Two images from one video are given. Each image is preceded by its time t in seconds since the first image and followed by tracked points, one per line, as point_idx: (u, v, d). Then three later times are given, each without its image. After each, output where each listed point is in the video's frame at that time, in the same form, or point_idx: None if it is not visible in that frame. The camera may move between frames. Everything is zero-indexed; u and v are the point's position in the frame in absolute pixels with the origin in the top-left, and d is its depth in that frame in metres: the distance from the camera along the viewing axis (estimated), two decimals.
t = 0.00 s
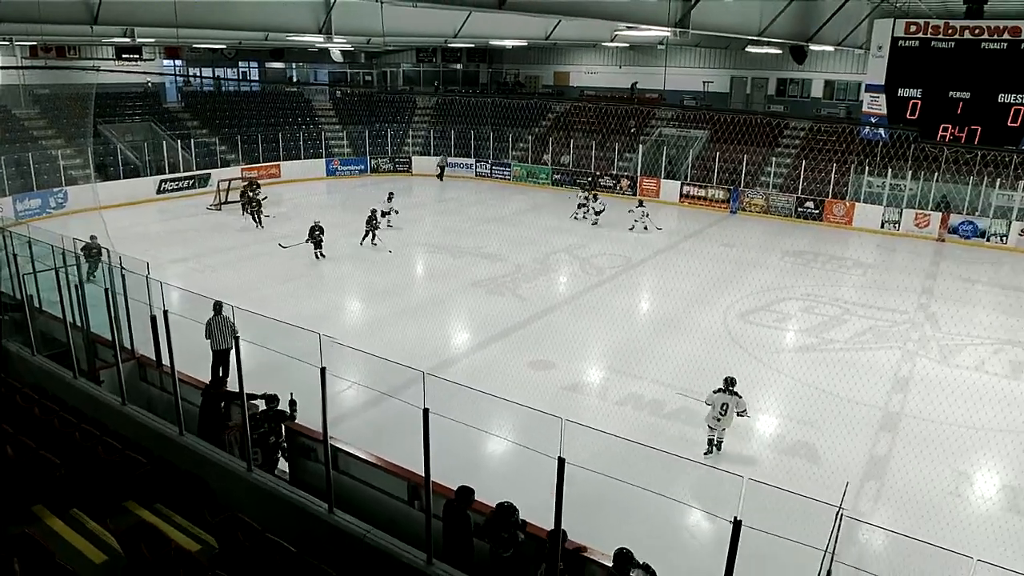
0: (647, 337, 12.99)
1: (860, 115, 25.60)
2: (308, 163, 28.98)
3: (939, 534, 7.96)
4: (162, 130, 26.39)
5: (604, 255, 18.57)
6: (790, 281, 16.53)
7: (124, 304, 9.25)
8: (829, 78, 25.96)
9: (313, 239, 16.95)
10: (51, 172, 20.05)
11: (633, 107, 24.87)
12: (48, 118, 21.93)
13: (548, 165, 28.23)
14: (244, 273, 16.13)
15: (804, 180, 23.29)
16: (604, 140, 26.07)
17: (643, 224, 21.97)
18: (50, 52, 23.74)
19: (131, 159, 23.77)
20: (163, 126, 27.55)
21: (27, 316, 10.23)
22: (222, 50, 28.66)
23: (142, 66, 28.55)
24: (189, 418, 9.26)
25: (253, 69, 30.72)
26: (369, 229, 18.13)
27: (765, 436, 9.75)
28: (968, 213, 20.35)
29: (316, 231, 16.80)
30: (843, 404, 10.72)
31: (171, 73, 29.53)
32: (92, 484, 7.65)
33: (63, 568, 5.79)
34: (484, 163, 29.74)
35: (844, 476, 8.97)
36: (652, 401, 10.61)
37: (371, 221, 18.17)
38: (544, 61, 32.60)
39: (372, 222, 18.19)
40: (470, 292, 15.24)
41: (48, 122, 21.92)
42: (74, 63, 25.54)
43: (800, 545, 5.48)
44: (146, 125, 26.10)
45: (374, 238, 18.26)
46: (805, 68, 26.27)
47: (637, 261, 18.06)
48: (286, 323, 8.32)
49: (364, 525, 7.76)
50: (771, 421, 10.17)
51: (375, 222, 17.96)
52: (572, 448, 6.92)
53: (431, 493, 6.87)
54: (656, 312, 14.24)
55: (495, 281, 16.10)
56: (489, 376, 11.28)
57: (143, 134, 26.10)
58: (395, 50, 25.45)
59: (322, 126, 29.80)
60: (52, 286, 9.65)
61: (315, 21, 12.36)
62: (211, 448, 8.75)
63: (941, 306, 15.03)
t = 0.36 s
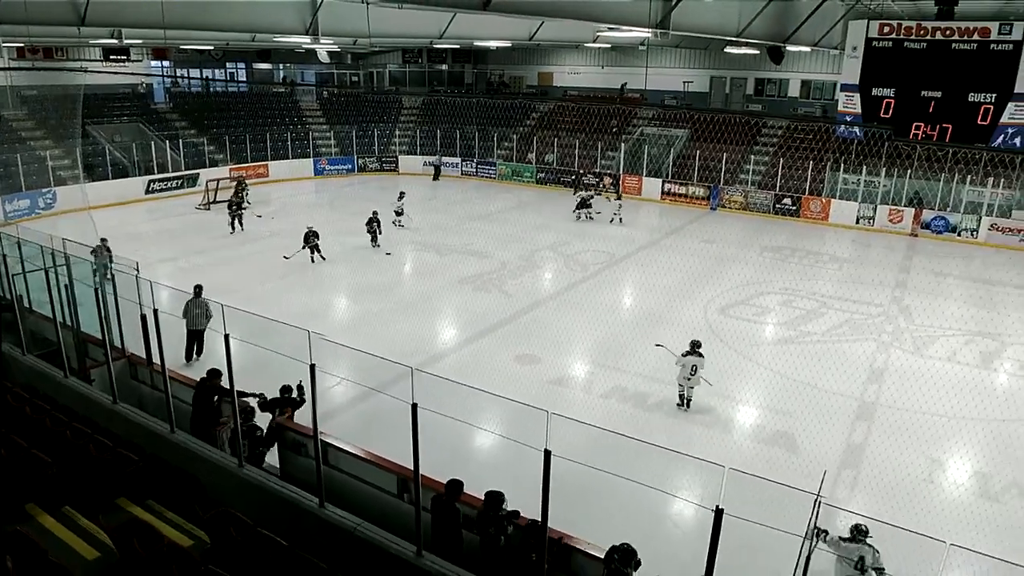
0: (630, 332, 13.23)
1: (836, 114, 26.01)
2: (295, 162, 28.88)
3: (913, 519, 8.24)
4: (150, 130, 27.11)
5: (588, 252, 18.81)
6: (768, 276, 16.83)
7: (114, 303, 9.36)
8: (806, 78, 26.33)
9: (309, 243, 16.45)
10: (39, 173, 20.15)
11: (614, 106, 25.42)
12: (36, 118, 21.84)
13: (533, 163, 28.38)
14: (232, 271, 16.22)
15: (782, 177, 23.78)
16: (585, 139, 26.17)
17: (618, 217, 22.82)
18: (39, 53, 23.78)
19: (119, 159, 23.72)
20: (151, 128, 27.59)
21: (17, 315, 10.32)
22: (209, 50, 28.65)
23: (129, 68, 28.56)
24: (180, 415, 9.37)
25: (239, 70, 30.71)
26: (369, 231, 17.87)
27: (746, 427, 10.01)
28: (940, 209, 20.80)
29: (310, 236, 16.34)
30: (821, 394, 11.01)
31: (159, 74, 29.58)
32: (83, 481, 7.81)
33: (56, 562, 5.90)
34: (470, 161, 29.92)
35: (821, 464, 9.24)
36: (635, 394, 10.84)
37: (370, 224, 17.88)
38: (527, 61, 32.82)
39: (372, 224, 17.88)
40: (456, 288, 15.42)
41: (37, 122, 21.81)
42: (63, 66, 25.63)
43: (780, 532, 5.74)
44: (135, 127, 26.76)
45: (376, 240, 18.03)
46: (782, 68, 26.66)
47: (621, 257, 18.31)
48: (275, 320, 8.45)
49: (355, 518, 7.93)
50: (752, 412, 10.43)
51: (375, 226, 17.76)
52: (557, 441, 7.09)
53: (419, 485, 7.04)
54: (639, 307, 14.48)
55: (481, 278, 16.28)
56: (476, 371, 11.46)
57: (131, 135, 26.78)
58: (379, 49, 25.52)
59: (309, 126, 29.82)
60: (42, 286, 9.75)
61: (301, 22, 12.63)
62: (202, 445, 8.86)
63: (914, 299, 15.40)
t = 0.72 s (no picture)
0: (621, 329, 13.28)
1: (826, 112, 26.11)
2: (288, 163, 28.58)
3: (903, 514, 8.31)
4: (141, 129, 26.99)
5: (581, 250, 18.82)
6: (760, 273, 16.90)
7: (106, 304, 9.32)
8: (797, 77, 26.38)
9: (303, 246, 15.96)
10: (29, 172, 20.17)
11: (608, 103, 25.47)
12: (25, 117, 21.18)
13: (525, 162, 28.40)
14: (224, 270, 16.18)
15: (773, 175, 23.86)
16: (578, 137, 25.95)
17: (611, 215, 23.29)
18: (27, 51, 23.59)
19: (110, 159, 23.58)
20: (142, 127, 27.46)
21: (7, 316, 10.28)
22: (200, 49, 28.56)
23: (119, 66, 28.44)
24: (172, 415, 9.35)
25: (231, 69, 30.60)
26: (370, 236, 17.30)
27: (738, 423, 10.07)
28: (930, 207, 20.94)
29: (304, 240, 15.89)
30: (812, 391, 11.06)
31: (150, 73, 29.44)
32: (75, 481, 7.77)
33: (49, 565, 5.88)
34: (462, 160, 29.92)
35: (813, 460, 9.29)
36: (628, 391, 10.88)
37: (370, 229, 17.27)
38: (519, 60, 32.79)
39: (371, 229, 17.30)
40: (450, 287, 15.41)
41: (26, 122, 21.18)
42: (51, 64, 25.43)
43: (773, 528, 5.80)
44: (125, 126, 26.66)
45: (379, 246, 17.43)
46: (773, 67, 26.73)
47: (613, 255, 18.35)
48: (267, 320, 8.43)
49: (348, 517, 7.95)
50: (744, 409, 10.48)
51: (376, 232, 17.22)
52: (550, 439, 7.10)
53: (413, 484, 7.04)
54: (631, 305, 14.53)
55: (474, 276, 16.28)
56: (469, 369, 11.47)
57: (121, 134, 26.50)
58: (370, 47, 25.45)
59: (301, 125, 29.52)
60: (32, 286, 9.72)
61: (293, 21, 12.62)
62: (194, 445, 8.84)
63: (905, 296, 15.49)
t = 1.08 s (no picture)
0: (616, 327, 13.30)
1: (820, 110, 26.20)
2: (281, 159, 28.71)
3: (897, 511, 8.35)
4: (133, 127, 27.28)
5: (575, 248, 18.84)
6: (754, 271, 16.94)
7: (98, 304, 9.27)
8: (790, 75, 26.43)
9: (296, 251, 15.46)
10: (20, 172, 20.06)
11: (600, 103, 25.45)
12: (15, 117, 20.76)
13: (520, 160, 28.39)
14: (217, 270, 16.12)
15: (767, 173, 23.87)
16: (571, 136, 25.91)
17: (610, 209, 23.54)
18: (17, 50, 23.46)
19: (102, 158, 23.44)
20: (134, 126, 27.33)
21: None
22: (192, 48, 28.43)
23: (111, 64, 28.29)
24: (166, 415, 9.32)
25: (224, 67, 30.48)
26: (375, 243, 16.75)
27: (732, 421, 10.08)
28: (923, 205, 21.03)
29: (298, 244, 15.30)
30: (806, 389, 11.09)
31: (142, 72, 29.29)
32: (69, 482, 7.73)
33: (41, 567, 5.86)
34: (457, 159, 29.89)
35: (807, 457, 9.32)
36: (623, 389, 10.89)
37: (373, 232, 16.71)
38: (513, 59, 32.77)
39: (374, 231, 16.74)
40: (445, 286, 15.39)
41: (17, 121, 20.81)
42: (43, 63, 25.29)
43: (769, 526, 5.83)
44: (117, 125, 27.09)
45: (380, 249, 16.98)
46: (766, 65, 26.79)
47: (607, 253, 18.37)
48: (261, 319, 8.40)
49: (343, 517, 7.93)
50: (739, 406, 10.51)
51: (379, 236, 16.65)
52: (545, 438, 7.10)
53: (408, 483, 7.02)
54: (625, 303, 14.53)
55: (469, 275, 16.27)
56: (464, 368, 11.47)
57: (113, 133, 27.09)
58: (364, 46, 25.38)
59: (294, 123, 29.42)
60: (24, 287, 9.66)
61: (287, 19, 12.78)
62: (188, 445, 8.81)
63: (898, 293, 15.55)
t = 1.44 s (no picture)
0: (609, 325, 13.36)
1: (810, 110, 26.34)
2: (274, 160, 28.40)
3: (888, 506, 8.43)
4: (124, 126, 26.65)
5: (568, 247, 18.87)
6: (747, 269, 17.03)
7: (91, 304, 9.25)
8: (780, 74, 26.58)
9: (290, 256, 14.94)
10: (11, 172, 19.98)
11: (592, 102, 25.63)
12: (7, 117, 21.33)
13: (512, 159, 28.39)
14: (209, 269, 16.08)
15: (758, 172, 23.93)
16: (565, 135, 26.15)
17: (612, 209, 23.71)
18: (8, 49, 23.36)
19: (93, 158, 23.36)
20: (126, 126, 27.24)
21: None
22: (184, 47, 28.37)
23: (102, 64, 28.22)
24: (159, 415, 9.31)
25: (216, 67, 30.43)
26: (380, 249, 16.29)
27: (724, 419, 10.14)
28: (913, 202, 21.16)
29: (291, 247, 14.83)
30: (798, 386, 11.17)
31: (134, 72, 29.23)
32: (62, 483, 7.71)
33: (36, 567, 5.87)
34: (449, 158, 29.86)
35: (799, 453, 9.40)
36: (616, 387, 10.95)
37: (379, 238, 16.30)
38: (506, 58, 32.79)
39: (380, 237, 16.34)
40: (438, 285, 15.41)
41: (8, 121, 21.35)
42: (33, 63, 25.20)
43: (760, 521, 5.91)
44: (110, 125, 26.33)
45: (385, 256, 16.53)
46: (757, 64, 26.93)
47: (600, 252, 18.43)
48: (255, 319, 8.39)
49: (338, 516, 7.95)
50: (731, 403, 10.58)
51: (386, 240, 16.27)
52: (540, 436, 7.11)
53: (403, 481, 7.05)
54: (618, 301, 14.59)
55: (462, 274, 16.29)
56: (456, 367, 11.49)
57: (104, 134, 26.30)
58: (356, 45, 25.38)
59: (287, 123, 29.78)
60: (16, 287, 9.63)
61: (279, 18, 12.56)
62: (182, 445, 8.81)
63: (888, 290, 15.68)
